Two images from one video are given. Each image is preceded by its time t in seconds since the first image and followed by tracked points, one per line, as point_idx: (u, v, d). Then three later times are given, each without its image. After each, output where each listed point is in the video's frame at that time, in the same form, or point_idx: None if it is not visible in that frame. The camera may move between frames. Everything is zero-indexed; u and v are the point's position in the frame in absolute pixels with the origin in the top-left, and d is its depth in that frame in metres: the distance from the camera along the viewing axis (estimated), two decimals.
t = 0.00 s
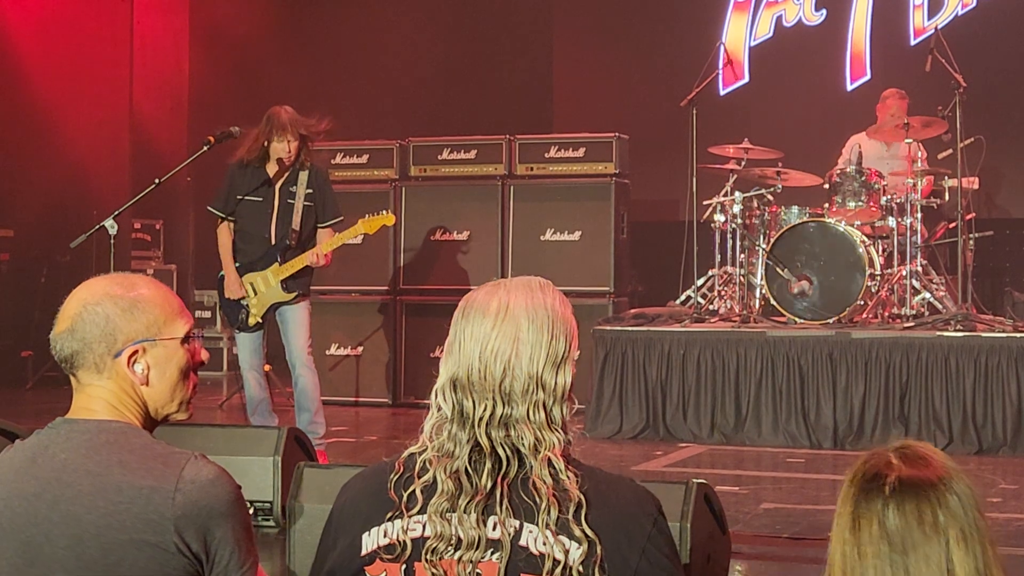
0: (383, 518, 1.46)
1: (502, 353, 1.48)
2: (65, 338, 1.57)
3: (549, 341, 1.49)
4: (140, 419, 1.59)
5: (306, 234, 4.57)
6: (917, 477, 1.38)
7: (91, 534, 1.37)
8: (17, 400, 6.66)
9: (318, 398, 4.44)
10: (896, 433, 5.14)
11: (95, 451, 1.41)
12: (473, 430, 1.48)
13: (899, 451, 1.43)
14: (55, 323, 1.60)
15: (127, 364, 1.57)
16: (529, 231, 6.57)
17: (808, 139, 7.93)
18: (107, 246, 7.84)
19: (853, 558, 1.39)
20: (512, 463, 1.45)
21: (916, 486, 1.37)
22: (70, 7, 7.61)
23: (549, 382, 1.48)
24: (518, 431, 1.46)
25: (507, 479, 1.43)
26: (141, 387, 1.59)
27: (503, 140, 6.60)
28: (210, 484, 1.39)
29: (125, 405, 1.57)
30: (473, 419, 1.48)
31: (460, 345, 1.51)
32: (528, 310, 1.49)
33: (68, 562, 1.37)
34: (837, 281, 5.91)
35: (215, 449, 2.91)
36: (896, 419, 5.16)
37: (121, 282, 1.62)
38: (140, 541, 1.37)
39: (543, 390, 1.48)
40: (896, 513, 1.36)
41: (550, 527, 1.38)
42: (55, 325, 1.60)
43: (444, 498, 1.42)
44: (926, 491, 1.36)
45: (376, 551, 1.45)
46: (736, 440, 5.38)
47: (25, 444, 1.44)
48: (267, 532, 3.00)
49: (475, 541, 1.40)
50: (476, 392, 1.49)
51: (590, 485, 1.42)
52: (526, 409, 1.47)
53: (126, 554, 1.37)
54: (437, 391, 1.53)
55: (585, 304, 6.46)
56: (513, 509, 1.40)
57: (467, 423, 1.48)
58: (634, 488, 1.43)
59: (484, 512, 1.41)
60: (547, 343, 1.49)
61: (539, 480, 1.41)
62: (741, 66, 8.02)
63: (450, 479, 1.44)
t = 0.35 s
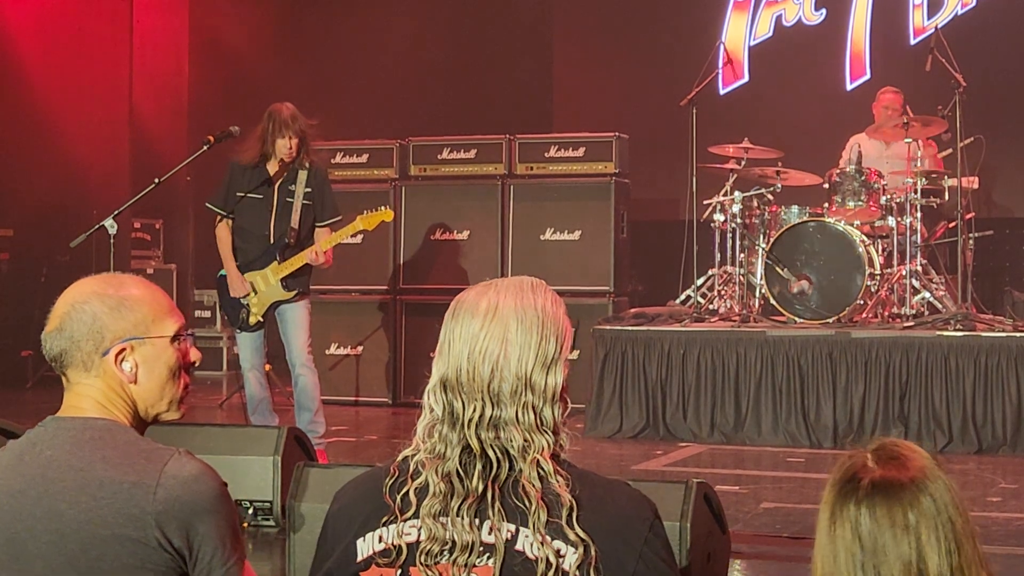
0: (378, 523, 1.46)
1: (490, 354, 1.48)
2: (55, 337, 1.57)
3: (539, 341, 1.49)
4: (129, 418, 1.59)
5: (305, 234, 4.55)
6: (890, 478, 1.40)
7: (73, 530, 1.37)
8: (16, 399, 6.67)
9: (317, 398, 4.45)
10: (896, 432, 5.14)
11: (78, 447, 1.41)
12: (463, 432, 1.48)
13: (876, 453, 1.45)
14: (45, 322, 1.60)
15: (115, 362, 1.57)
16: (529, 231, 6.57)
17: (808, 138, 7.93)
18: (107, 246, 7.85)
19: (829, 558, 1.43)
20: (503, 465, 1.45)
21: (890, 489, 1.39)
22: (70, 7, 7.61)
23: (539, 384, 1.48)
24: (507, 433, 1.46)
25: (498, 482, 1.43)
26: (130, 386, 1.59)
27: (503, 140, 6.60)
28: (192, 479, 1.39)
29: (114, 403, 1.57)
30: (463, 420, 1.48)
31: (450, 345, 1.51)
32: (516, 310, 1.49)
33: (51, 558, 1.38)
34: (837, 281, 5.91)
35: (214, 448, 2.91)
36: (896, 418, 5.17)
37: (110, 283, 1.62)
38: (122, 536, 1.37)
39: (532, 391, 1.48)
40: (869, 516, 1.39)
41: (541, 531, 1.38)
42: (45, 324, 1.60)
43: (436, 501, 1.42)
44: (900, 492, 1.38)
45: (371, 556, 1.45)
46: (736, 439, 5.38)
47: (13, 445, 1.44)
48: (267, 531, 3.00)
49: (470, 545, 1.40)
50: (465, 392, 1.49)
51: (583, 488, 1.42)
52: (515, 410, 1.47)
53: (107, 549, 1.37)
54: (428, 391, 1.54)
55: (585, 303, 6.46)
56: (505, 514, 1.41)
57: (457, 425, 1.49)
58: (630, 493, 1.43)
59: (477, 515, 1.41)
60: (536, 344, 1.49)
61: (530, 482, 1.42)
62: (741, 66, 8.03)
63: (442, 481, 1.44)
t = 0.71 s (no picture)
0: (376, 524, 1.46)
1: (484, 352, 1.48)
2: (48, 335, 1.57)
3: (532, 339, 1.49)
4: (122, 416, 1.59)
5: (304, 234, 4.56)
6: (893, 477, 1.40)
7: (64, 527, 1.37)
8: (16, 399, 6.67)
9: (316, 397, 4.45)
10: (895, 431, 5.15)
11: (69, 444, 1.41)
12: (458, 432, 1.48)
13: (890, 450, 1.45)
14: (38, 321, 1.60)
15: (108, 360, 1.58)
16: (529, 229, 6.57)
17: (808, 137, 7.92)
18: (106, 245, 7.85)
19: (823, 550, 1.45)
20: (498, 465, 1.45)
21: (887, 490, 1.40)
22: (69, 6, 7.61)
23: (533, 382, 1.48)
24: (502, 433, 1.46)
25: (493, 482, 1.43)
26: (123, 384, 1.59)
27: (502, 138, 6.61)
28: (182, 477, 1.39)
29: (107, 402, 1.57)
30: (457, 419, 1.48)
31: (444, 344, 1.52)
32: (510, 308, 1.49)
33: (42, 555, 1.38)
34: (836, 280, 5.91)
35: (215, 446, 2.91)
36: (896, 416, 5.17)
37: (103, 281, 1.62)
38: (111, 533, 1.37)
39: (526, 390, 1.48)
40: (864, 512, 1.40)
41: (537, 530, 1.38)
42: (39, 323, 1.60)
43: (431, 501, 1.42)
44: (897, 494, 1.39)
45: (370, 556, 1.45)
46: (735, 437, 5.38)
47: (6, 442, 1.45)
48: (267, 529, 3.01)
49: (466, 545, 1.40)
50: (459, 391, 1.49)
51: (579, 488, 1.42)
52: (509, 409, 1.47)
53: (97, 547, 1.37)
54: (423, 391, 1.54)
55: (584, 302, 6.46)
56: (500, 513, 1.41)
57: (452, 424, 1.49)
58: (628, 493, 1.43)
59: (472, 514, 1.41)
60: (530, 342, 1.49)
61: (525, 481, 1.42)
62: (740, 65, 8.03)
63: (438, 481, 1.44)
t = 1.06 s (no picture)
0: (379, 522, 1.46)
1: (488, 351, 1.48)
2: (46, 334, 1.58)
3: (537, 337, 1.48)
4: (120, 415, 1.59)
5: (303, 233, 4.55)
6: (908, 473, 1.40)
7: (62, 526, 1.37)
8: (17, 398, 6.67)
9: (316, 395, 4.45)
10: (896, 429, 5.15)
11: (67, 444, 1.41)
12: (462, 430, 1.48)
13: (904, 447, 1.45)
14: (37, 320, 1.61)
15: (106, 359, 1.58)
16: (529, 228, 6.57)
17: (808, 135, 7.92)
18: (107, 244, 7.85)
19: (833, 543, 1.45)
20: (501, 463, 1.45)
21: (901, 485, 1.40)
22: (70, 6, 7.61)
23: (538, 381, 1.48)
24: (506, 431, 1.46)
25: (496, 480, 1.43)
26: (121, 383, 1.59)
27: (502, 137, 6.61)
28: (180, 477, 1.39)
29: (105, 402, 1.57)
30: (461, 417, 1.48)
31: (448, 342, 1.51)
32: (515, 306, 1.49)
33: (40, 555, 1.38)
34: (836, 278, 5.91)
35: (214, 446, 2.91)
36: (897, 415, 5.16)
37: (101, 280, 1.62)
38: (109, 533, 1.37)
39: (531, 388, 1.48)
40: (877, 507, 1.40)
41: (540, 528, 1.38)
42: (37, 322, 1.61)
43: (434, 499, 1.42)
44: (912, 490, 1.39)
45: (372, 554, 1.45)
46: (736, 436, 5.38)
47: (4, 441, 1.45)
48: (268, 528, 3.00)
49: (470, 543, 1.40)
50: (464, 389, 1.49)
51: (581, 485, 1.43)
52: (513, 407, 1.47)
53: (95, 546, 1.37)
54: (428, 388, 1.54)
55: (584, 301, 6.46)
56: (503, 511, 1.41)
57: (456, 422, 1.48)
58: (630, 492, 1.43)
59: (475, 513, 1.41)
60: (535, 341, 1.48)
61: (529, 479, 1.42)
62: (740, 63, 8.02)
63: (441, 478, 1.44)
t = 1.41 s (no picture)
0: (387, 520, 1.46)
1: (496, 351, 1.49)
2: (54, 336, 1.58)
3: (544, 338, 1.49)
4: (128, 417, 1.59)
5: (306, 234, 4.56)
6: (900, 478, 1.41)
7: (73, 528, 1.37)
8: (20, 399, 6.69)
9: (319, 396, 4.45)
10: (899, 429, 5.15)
11: (77, 446, 1.41)
12: (470, 429, 1.48)
13: (888, 450, 1.45)
14: (45, 322, 1.61)
15: (114, 361, 1.58)
16: (532, 229, 6.57)
17: (811, 135, 7.92)
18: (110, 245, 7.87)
19: (832, 554, 1.45)
20: (508, 463, 1.45)
21: (897, 490, 1.40)
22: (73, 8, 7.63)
23: (545, 381, 1.49)
24: (513, 431, 1.46)
25: (503, 479, 1.44)
26: (129, 385, 1.60)
27: (505, 138, 6.61)
28: (191, 478, 1.40)
29: (114, 404, 1.58)
30: (470, 417, 1.48)
31: (456, 343, 1.52)
32: (522, 307, 1.49)
33: (50, 557, 1.38)
34: (840, 277, 5.91)
35: (218, 447, 2.91)
36: (900, 415, 5.16)
37: (109, 282, 1.63)
38: (121, 535, 1.37)
39: (538, 388, 1.48)
40: (875, 516, 1.40)
41: (545, 528, 1.39)
42: (45, 323, 1.61)
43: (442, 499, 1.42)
44: (906, 494, 1.39)
45: (381, 553, 1.45)
46: (740, 436, 5.38)
47: (12, 443, 1.45)
48: (272, 529, 3.01)
49: (478, 543, 1.40)
50: (472, 389, 1.50)
51: (585, 484, 1.43)
52: (521, 407, 1.47)
53: (106, 548, 1.37)
54: (436, 389, 1.54)
55: (588, 301, 6.46)
56: (509, 510, 1.41)
57: (464, 422, 1.49)
58: (635, 489, 1.44)
59: (482, 512, 1.42)
60: (543, 341, 1.49)
61: (535, 479, 1.42)
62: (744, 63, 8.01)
63: (449, 478, 1.44)
